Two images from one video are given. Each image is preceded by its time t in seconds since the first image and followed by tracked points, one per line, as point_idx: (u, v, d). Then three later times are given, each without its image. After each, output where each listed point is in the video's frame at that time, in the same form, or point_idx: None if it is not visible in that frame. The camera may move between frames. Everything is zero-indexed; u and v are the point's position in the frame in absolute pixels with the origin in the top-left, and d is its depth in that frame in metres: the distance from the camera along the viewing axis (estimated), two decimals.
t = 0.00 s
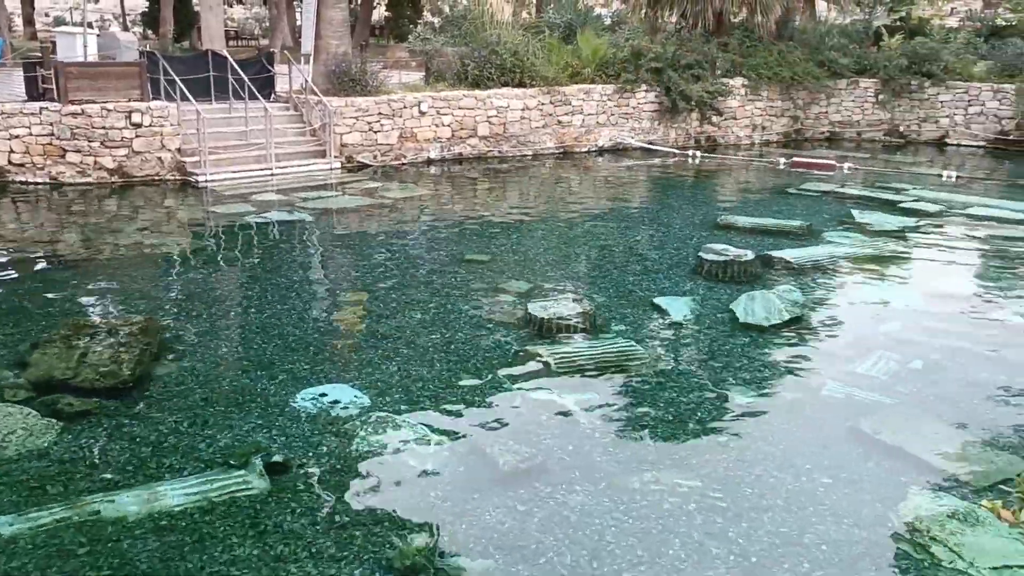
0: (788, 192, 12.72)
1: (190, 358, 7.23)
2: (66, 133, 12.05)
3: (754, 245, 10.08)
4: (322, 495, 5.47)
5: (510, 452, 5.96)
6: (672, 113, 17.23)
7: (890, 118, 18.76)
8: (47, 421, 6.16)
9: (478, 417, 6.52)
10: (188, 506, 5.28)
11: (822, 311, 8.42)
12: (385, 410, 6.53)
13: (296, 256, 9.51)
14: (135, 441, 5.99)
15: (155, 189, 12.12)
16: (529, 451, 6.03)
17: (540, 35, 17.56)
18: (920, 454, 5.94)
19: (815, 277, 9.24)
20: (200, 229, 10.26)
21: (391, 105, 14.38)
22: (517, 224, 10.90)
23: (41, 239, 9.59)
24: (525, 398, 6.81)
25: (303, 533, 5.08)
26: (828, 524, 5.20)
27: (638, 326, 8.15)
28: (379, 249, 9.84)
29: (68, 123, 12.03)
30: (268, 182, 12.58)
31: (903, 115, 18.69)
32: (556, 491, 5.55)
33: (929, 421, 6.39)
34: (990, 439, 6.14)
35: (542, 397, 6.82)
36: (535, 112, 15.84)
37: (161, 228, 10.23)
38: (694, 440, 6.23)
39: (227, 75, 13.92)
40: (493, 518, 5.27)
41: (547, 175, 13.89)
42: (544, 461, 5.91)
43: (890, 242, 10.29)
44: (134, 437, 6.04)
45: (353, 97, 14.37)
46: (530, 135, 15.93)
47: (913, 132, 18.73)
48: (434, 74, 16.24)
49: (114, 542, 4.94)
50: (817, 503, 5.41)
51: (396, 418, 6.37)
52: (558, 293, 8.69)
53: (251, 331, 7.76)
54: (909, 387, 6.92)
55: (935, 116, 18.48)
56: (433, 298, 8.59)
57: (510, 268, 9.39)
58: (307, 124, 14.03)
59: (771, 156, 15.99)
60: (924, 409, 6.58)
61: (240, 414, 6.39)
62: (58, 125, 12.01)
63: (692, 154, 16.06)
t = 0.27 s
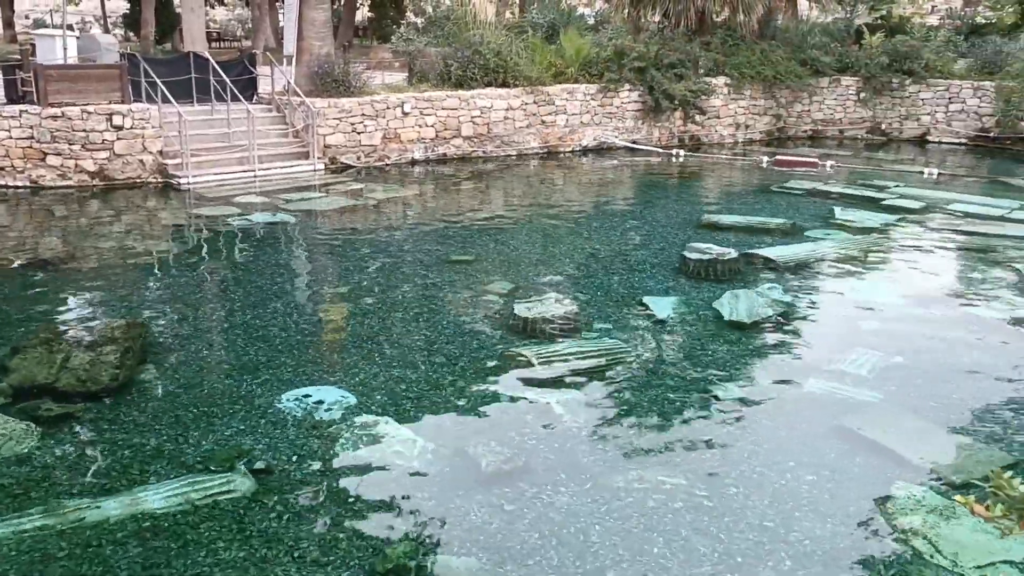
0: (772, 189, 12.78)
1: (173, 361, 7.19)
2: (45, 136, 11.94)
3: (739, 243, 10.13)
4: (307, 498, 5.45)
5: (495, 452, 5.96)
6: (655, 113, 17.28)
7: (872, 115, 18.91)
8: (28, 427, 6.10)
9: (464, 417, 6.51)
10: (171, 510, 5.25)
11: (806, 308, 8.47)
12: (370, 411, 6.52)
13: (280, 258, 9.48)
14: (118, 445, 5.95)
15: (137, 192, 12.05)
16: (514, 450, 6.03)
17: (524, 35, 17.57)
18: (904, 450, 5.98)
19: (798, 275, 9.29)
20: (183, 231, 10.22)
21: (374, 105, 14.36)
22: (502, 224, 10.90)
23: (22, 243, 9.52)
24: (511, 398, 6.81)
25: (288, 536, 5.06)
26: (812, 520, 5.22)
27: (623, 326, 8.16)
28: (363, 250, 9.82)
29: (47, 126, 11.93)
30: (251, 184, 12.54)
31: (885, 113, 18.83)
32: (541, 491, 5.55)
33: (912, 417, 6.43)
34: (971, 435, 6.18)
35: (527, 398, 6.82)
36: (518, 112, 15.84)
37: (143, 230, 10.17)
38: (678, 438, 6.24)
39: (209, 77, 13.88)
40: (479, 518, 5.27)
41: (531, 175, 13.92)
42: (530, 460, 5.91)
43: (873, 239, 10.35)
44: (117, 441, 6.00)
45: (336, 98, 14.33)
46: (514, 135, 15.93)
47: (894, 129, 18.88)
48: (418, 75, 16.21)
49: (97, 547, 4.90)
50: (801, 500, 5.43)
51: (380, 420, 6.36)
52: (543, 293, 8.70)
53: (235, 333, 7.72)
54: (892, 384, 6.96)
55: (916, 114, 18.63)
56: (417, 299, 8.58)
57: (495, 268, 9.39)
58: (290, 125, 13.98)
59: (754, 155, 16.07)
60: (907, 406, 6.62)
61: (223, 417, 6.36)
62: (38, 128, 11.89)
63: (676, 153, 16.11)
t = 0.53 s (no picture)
0: (762, 192, 12.82)
1: (163, 364, 7.19)
2: (35, 139, 11.93)
3: (729, 245, 10.15)
4: (296, 501, 5.45)
5: (484, 455, 5.97)
6: (646, 115, 17.30)
7: (862, 118, 19.01)
8: (16, 430, 6.09)
9: (453, 420, 6.52)
10: (160, 513, 5.24)
11: (796, 310, 8.49)
12: (360, 414, 6.52)
13: (271, 261, 9.48)
14: (107, 448, 5.94)
15: (128, 195, 12.03)
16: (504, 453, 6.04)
17: (515, 38, 17.61)
18: (892, 452, 6.00)
19: (788, 277, 9.32)
20: (174, 234, 10.21)
21: (365, 108, 14.36)
22: (493, 226, 10.93)
23: (12, 246, 9.50)
24: (501, 400, 6.81)
25: (277, 539, 5.06)
26: (800, 522, 5.24)
27: (614, 328, 8.18)
28: (353, 253, 9.83)
29: (38, 128, 11.91)
30: (242, 186, 12.53)
31: (875, 115, 18.94)
32: (530, 494, 5.56)
33: (900, 418, 6.46)
34: (959, 436, 6.21)
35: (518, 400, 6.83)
36: (509, 115, 15.86)
37: (133, 234, 10.16)
38: (668, 440, 6.25)
39: (200, 80, 13.91)
40: (468, 520, 5.27)
41: (523, 177, 13.96)
42: (519, 463, 5.92)
43: (863, 241, 10.38)
44: (105, 445, 5.99)
45: (327, 100, 14.34)
46: (505, 137, 15.96)
47: (884, 132, 18.98)
48: (409, 77, 16.22)
49: (86, 550, 4.90)
50: (789, 502, 5.45)
51: (370, 422, 6.36)
52: (533, 295, 8.71)
53: (225, 336, 7.72)
54: (881, 385, 6.99)
55: (906, 116, 18.72)
56: (407, 302, 8.58)
57: (485, 270, 9.41)
58: (281, 128, 13.98)
59: (745, 157, 16.12)
60: (896, 407, 6.64)
61: (213, 420, 6.35)
62: (28, 130, 11.88)
63: (666, 156, 16.16)
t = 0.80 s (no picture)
0: (757, 197, 12.84)
1: (156, 371, 7.17)
2: (28, 145, 11.91)
3: (724, 250, 10.17)
4: (288, 508, 5.44)
5: (477, 461, 5.96)
6: (641, 121, 17.33)
7: (856, 123, 19.10)
8: (7, 438, 6.07)
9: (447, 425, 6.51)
10: (151, 521, 5.23)
11: (790, 315, 8.50)
12: (353, 420, 6.51)
13: (264, 267, 9.47)
14: (99, 456, 5.93)
15: (121, 201, 12.02)
16: (497, 459, 6.04)
17: (510, 44, 17.64)
18: (885, 456, 6.01)
19: (783, 282, 9.33)
20: (168, 240, 10.20)
21: (359, 114, 14.36)
22: (487, 231, 10.94)
23: (5, 253, 9.47)
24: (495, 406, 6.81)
25: (269, 546, 5.05)
26: (793, 528, 5.24)
27: (608, 333, 8.18)
28: (346, 258, 9.82)
29: (31, 134, 11.90)
30: (236, 192, 12.53)
31: (869, 120, 19.03)
32: (523, 499, 5.55)
33: (894, 423, 6.46)
34: (952, 441, 6.21)
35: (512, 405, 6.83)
36: (503, 120, 15.88)
37: (126, 240, 10.14)
38: (661, 446, 6.25)
39: (194, 85, 13.91)
40: (461, 527, 5.27)
41: (517, 182, 14.01)
42: (512, 469, 5.91)
43: (857, 246, 10.40)
44: (97, 452, 5.97)
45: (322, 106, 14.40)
46: (500, 143, 15.98)
47: (878, 137, 19.06)
48: (404, 83, 16.24)
49: (76, 558, 4.88)
50: (783, 507, 5.45)
51: (363, 428, 6.36)
52: (527, 301, 8.71)
53: (218, 342, 7.71)
54: (875, 390, 7.00)
55: (900, 121, 18.79)
56: (400, 308, 8.57)
57: (479, 276, 9.41)
58: (275, 133, 13.99)
59: (739, 162, 16.17)
60: (889, 412, 6.65)
61: (205, 427, 6.34)
62: (21, 136, 11.86)
63: (661, 161, 16.18)
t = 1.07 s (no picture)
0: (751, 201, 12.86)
1: (149, 376, 7.16)
2: (22, 151, 11.91)
3: (719, 255, 10.17)
4: (282, 513, 5.43)
5: (471, 466, 5.96)
6: (636, 125, 17.37)
7: (850, 127, 19.22)
8: None
9: (441, 430, 6.51)
10: (144, 527, 5.22)
11: (783, 319, 8.51)
12: (346, 425, 6.50)
13: (259, 272, 9.47)
14: (91, 461, 5.91)
15: (115, 206, 12.03)
16: (491, 464, 6.03)
17: (505, 49, 17.67)
18: (879, 460, 6.02)
19: (778, 286, 9.32)
20: (163, 246, 10.20)
21: (354, 119, 14.38)
22: (481, 236, 10.95)
23: None
24: (490, 410, 6.81)
25: (262, 551, 5.04)
26: (787, 531, 5.24)
27: (602, 338, 8.17)
28: (340, 263, 9.83)
29: (25, 140, 11.90)
30: (231, 197, 12.53)
31: (863, 124, 19.13)
32: (518, 504, 5.55)
33: (888, 426, 6.47)
34: (946, 444, 6.21)
35: (505, 410, 6.83)
36: (499, 125, 15.90)
37: (120, 245, 10.13)
38: (656, 450, 6.25)
39: (188, 91, 13.88)
40: (455, 531, 5.26)
41: (512, 186, 14.03)
42: (507, 473, 5.91)
43: (852, 250, 10.39)
44: (89, 458, 5.96)
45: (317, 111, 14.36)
46: (495, 147, 15.99)
47: (872, 140, 19.14)
48: (399, 87, 16.25)
49: (69, 565, 4.87)
50: (777, 510, 5.45)
51: (357, 434, 6.36)
52: (521, 305, 8.70)
53: (212, 348, 7.71)
54: (869, 393, 7.00)
55: (894, 125, 18.85)
56: (394, 313, 8.57)
57: (473, 280, 9.42)
58: (271, 138, 14.00)
59: (734, 166, 16.21)
60: (883, 415, 6.66)
61: (198, 433, 6.33)
62: (15, 142, 11.85)
63: (655, 165, 16.22)
